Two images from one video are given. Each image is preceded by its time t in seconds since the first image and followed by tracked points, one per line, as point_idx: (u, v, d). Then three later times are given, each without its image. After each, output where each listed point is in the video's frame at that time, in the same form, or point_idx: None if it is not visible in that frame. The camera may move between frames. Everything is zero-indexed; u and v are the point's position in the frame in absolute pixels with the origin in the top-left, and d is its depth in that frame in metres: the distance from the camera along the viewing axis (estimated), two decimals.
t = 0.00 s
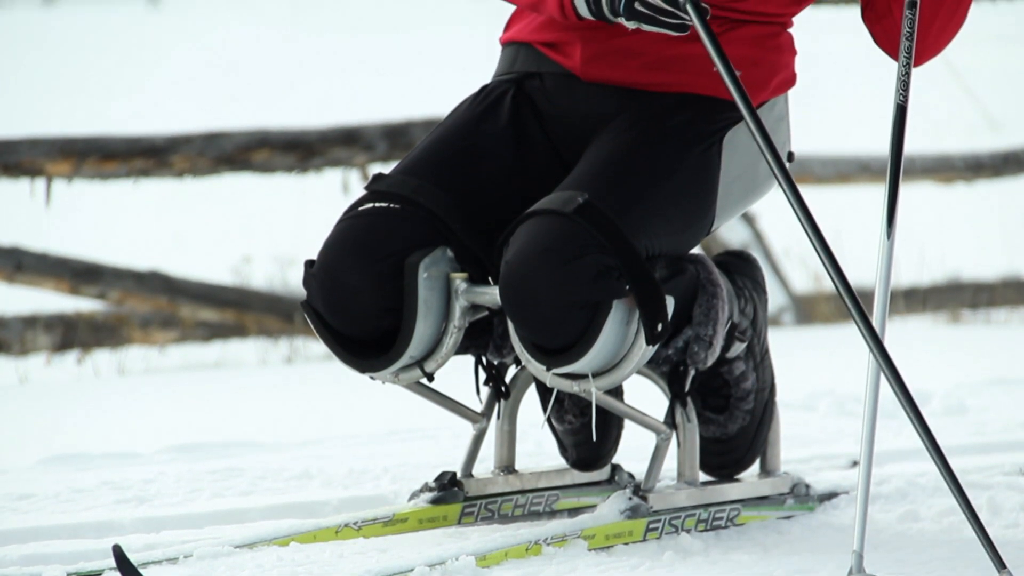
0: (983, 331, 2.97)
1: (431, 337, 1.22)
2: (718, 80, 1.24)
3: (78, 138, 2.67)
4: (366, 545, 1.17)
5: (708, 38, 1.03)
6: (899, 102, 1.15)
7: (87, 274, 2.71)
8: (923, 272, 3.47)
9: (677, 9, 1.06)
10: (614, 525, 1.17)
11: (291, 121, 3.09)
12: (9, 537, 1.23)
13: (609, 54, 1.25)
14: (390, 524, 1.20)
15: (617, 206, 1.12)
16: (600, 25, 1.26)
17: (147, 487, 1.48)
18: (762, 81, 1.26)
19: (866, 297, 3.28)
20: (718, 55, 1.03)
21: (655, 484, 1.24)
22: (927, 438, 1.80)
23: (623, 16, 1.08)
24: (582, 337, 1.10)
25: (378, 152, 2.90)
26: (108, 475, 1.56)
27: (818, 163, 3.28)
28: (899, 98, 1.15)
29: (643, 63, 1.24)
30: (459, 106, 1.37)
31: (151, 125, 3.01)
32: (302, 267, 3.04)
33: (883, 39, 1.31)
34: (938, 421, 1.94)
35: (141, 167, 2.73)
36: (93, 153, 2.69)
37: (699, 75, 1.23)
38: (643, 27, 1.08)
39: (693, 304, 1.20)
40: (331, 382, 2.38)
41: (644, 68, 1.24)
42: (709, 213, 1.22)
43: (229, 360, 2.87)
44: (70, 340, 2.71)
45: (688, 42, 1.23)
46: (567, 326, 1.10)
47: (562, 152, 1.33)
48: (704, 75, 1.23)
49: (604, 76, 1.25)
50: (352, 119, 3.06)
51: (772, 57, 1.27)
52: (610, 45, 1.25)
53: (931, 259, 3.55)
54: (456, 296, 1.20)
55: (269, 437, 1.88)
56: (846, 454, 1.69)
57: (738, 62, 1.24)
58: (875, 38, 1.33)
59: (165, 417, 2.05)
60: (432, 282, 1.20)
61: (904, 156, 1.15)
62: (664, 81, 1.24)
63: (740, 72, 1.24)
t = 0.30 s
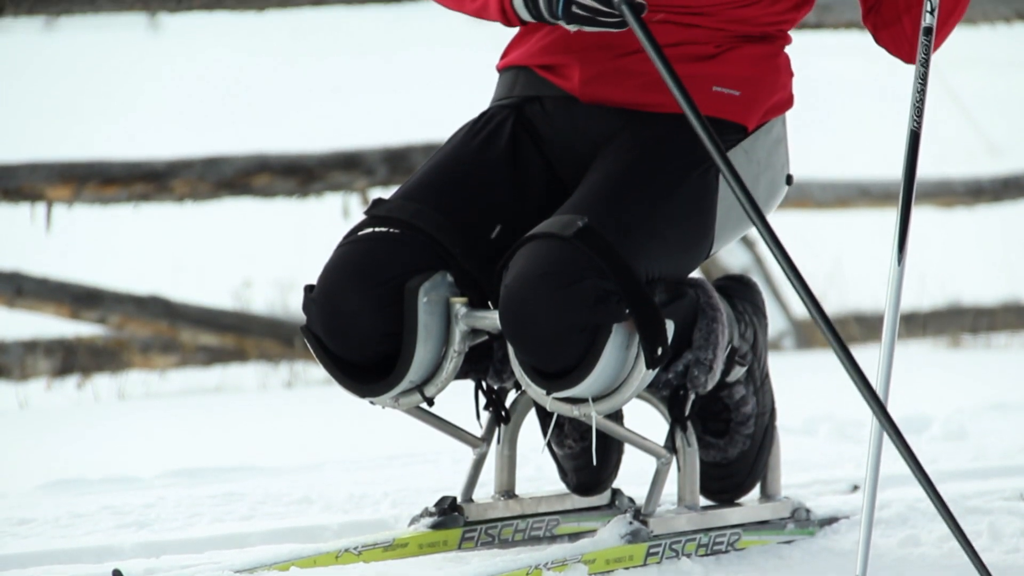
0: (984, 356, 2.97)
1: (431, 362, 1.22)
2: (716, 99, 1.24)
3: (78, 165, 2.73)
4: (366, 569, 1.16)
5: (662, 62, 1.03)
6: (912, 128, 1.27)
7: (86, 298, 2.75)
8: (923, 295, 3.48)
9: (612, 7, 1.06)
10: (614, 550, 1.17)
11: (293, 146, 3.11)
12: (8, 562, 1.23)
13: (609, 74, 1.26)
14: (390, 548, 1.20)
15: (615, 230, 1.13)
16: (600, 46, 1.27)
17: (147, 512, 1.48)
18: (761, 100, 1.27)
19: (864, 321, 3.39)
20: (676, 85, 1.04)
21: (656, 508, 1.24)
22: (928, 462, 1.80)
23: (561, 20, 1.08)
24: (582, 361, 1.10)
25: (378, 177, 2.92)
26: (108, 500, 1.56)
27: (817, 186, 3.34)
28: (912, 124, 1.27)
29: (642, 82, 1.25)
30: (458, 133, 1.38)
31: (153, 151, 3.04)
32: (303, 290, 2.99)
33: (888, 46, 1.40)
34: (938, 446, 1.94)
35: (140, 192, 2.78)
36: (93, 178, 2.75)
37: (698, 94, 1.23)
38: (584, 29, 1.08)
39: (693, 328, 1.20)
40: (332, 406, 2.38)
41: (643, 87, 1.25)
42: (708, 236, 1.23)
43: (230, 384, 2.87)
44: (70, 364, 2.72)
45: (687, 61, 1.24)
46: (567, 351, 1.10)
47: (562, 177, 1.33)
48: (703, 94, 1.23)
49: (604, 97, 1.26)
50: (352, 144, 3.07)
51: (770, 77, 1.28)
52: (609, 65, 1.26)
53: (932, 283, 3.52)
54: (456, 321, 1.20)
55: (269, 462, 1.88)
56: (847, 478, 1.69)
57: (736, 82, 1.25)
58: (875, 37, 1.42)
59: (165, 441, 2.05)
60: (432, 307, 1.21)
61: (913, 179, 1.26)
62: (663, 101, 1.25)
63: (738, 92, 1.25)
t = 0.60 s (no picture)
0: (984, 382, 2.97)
1: (431, 388, 1.23)
2: (714, 119, 1.24)
3: (78, 190, 2.72)
4: None
5: (652, 86, 1.08)
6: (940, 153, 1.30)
7: (87, 323, 2.73)
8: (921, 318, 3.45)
9: (600, 33, 1.10)
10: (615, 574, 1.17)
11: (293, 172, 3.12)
12: None
13: (607, 95, 1.28)
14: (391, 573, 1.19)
15: (615, 255, 1.13)
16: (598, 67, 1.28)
17: (147, 537, 1.48)
18: (757, 123, 1.27)
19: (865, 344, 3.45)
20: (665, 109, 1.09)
21: (656, 533, 1.24)
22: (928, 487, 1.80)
23: (552, 48, 1.12)
24: (582, 386, 1.10)
25: (378, 202, 2.93)
26: (108, 525, 1.55)
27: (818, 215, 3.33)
28: (940, 148, 1.30)
29: (640, 102, 1.26)
30: (457, 158, 1.39)
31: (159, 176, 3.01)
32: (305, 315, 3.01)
33: (888, 37, 1.41)
34: (939, 471, 1.94)
35: (141, 218, 2.79)
36: (94, 203, 2.74)
37: (697, 114, 1.24)
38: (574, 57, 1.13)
39: (693, 353, 1.21)
40: (332, 431, 2.38)
41: (642, 107, 1.26)
42: (708, 260, 1.23)
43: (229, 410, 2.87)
44: (70, 390, 2.71)
45: (686, 81, 1.25)
46: (567, 376, 1.11)
47: (562, 202, 1.34)
48: (701, 113, 1.24)
49: (602, 119, 1.27)
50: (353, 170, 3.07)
51: (768, 98, 1.29)
52: (607, 86, 1.28)
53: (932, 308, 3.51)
54: (456, 346, 1.21)
55: (269, 487, 1.87)
56: (846, 503, 1.69)
57: (735, 103, 1.26)
58: (872, 25, 1.43)
59: (164, 466, 2.05)
60: (432, 332, 1.21)
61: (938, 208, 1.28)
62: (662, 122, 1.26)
63: (737, 113, 1.26)
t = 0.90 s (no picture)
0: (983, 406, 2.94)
1: (431, 412, 1.23)
2: (709, 141, 1.26)
3: (78, 214, 2.72)
4: None
5: (646, 111, 1.10)
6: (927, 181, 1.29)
7: (87, 348, 2.74)
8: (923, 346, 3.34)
9: (597, 55, 1.11)
10: None
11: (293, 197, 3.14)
12: None
13: (602, 118, 1.29)
14: None
15: (615, 279, 1.14)
16: (590, 91, 1.29)
17: (146, 561, 1.47)
18: (750, 143, 1.28)
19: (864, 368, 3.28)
20: (662, 136, 1.11)
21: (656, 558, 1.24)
22: (927, 512, 1.80)
23: (550, 70, 1.14)
24: (582, 410, 1.11)
25: (378, 227, 2.89)
26: (107, 550, 1.55)
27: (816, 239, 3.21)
28: (926, 176, 1.30)
29: (635, 125, 1.27)
30: (456, 185, 1.40)
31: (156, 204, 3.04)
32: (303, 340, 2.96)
33: (859, 58, 1.40)
34: (938, 495, 1.93)
35: (141, 242, 2.75)
36: (93, 228, 2.72)
37: (689, 136, 1.25)
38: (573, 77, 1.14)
39: (692, 376, 1.21)
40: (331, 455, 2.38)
41: (636, 131, 1.27)
42: (707, 283, 1.24)
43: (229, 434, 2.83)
44: (70, 414, 2.69)
45: (680, 102, 1.26)
46: (566, 400, 1.11)
47: (561, 228, 1.35)
48: (694, 136, 1.25)
49: (599, 143, 1.29)
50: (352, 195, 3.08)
51: (760, 114, 1.29)
52: (601, 110, 1.29)
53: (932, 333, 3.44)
54: (456, 370, 1.21)
55: (269, 512, 1.87)
56: (846, 527, 1.69)
57: (728, 122, 1.27)
58: (841, 44, 1.42)
59: (163, 491, 2.04)
60: (432, 356, 1.21)
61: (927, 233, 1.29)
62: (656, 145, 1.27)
63: (730, 133, 1.27)
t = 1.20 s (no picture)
0: (986, 428, 2.82)
1: (431, 436, 1.23)
2: (706, 161, 1.27)
3: (78, 238, 2.69)
4: None
5: (596, 134, 1.10)
6: (909, 201, 1.17)
7: (87, 370, 2.67)
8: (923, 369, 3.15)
9: (548, 80, 1.13)
10: None
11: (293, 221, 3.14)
12: None
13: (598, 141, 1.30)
14: None
15: (613, 302, 1.15)
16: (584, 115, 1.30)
17: None
18: (747, 165, 1.29)
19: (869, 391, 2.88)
20: (608, 157, 1.10)
21: None
22: (927, 535, 1.79)
23: (501, 94, 1.16)
24: (582, 433, 1.11)
25: (378, 249, 2.82)
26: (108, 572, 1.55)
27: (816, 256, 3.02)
28: (907, 198, 1.17)
29: (631, 145, 1.27)
30: (455, 210, 1.40)
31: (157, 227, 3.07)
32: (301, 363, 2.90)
33: (844, 77, 1.37)
34: (939, 520, 1.92)
35: (141, 265, 2.72)
36: (93, 251, 2.70)
37: (686, 159, 1.27)
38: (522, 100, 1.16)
39: (693, 400, 1.22)
40: (330, 479, 2.36)
41: (633, 151, 1.27)
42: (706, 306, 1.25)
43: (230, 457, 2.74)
44: (70, 438, 2.66)
45: (673, 123, 1.27)
46: (566, 423, 1.11)
47: (559, 251, 1.35)
48: (690, 157, 1.27)
49: (597, 167, 1.30)
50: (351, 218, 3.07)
51: (757, 134, 1.31)
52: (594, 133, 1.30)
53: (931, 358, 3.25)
54: (456, 394, 1.21)
55: (268, 535, 1.86)
56: (846, 551, 1.68)
57: (724, 143, 1.28)
58: (826, 65, 1.39)
59: (161, 516, 2.03)
60: (432, 379, 1.21)
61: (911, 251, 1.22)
62: (653, 165, 1.27)
63: (727, 154, 1.28)
